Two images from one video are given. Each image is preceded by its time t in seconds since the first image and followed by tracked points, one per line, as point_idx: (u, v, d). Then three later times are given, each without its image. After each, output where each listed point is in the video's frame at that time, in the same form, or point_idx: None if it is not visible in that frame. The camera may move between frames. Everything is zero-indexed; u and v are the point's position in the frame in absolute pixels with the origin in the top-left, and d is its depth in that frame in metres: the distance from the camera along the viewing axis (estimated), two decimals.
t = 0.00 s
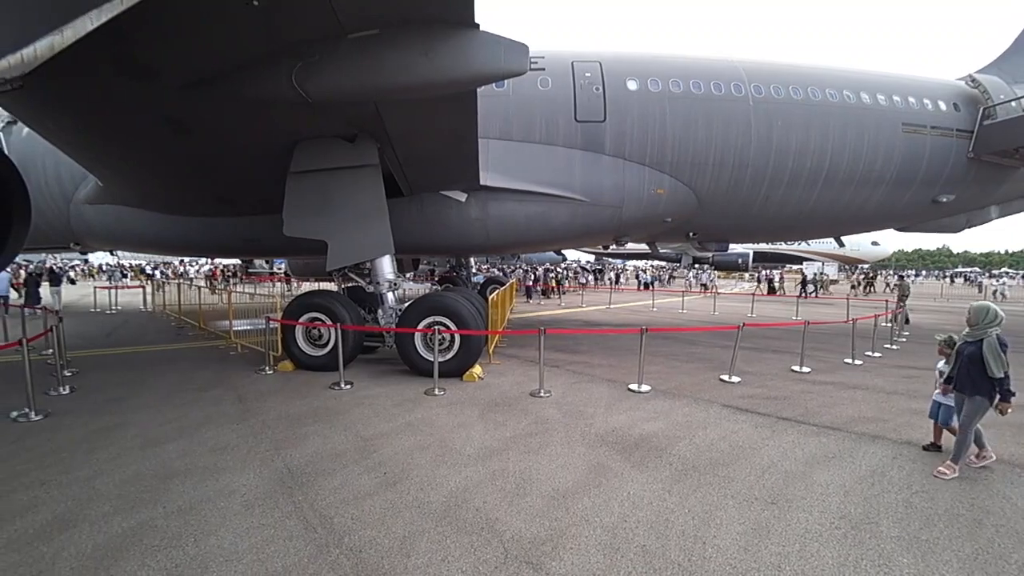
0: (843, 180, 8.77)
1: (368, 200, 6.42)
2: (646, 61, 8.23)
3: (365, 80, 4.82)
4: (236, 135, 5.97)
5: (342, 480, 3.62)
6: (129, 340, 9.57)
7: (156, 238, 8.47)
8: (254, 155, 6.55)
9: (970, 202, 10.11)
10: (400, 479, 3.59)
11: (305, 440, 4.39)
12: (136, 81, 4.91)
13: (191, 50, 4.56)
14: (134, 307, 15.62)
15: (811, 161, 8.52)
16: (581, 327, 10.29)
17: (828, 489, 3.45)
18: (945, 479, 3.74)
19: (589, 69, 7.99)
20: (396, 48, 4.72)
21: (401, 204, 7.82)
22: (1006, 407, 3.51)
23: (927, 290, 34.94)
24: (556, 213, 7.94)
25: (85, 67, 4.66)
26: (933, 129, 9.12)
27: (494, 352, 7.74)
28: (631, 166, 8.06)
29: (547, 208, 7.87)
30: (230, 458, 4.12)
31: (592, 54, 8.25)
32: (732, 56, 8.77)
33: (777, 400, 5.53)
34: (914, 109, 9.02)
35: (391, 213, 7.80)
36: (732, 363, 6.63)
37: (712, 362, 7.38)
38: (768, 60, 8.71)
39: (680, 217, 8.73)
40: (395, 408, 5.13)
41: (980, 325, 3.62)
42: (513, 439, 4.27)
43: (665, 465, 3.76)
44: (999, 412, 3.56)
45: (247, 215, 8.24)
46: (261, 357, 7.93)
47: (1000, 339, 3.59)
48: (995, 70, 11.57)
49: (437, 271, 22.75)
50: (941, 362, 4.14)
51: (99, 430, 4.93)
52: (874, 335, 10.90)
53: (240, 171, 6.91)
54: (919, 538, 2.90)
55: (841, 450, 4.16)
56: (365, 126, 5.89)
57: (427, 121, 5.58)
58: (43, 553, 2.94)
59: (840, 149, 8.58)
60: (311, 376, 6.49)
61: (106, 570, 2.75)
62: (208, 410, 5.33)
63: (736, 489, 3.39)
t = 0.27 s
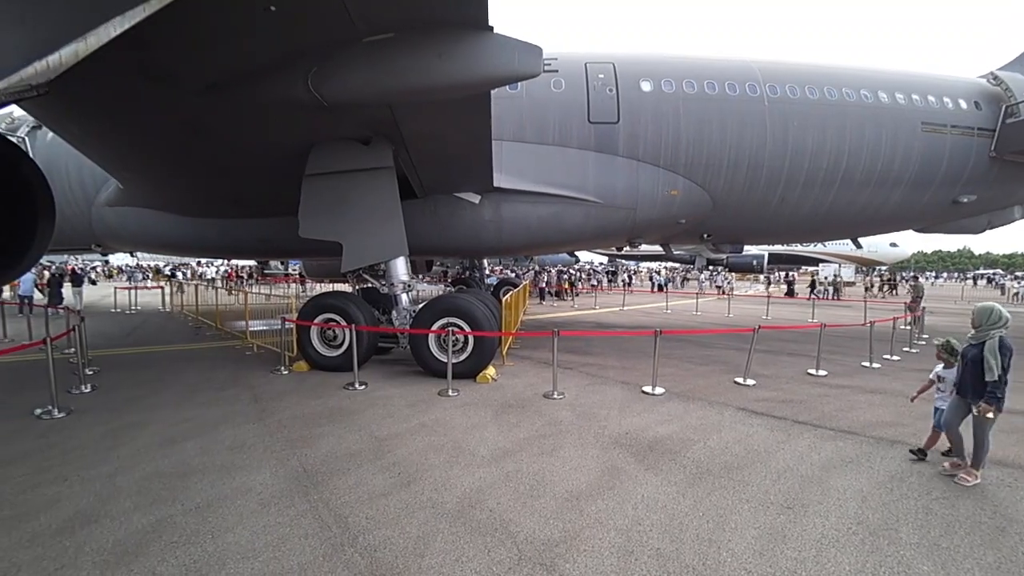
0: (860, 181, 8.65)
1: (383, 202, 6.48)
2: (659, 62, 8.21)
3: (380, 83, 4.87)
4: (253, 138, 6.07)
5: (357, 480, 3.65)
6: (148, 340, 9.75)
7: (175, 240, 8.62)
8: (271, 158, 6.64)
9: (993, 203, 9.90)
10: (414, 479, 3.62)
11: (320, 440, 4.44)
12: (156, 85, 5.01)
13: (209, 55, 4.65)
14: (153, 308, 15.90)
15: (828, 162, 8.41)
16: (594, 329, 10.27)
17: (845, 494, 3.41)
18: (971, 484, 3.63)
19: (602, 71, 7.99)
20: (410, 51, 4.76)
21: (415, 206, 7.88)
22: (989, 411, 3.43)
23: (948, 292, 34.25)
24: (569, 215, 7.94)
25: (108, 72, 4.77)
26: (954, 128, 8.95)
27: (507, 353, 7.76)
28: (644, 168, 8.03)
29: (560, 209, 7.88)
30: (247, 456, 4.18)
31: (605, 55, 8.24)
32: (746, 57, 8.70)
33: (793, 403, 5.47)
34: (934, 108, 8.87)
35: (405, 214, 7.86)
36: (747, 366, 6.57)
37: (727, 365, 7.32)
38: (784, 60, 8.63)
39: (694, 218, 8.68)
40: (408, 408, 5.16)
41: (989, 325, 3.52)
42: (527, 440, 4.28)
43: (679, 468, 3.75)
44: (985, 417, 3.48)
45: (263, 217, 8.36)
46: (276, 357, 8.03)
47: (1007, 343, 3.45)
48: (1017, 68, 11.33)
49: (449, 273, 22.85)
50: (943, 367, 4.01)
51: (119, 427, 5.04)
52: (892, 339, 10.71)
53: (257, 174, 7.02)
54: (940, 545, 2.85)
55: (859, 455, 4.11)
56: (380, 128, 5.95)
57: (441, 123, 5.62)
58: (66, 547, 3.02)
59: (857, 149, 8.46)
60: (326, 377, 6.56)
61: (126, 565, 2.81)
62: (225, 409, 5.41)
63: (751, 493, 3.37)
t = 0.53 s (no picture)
0: (878, 182, 8.52)
1: (397, 204, 6.52)
2: (673, 62, 8.18)
3: (394, 85, 4.91)
4: (270, 140, 6.15)
5: (370, 479, 3.69)
6: (166, 339, 9.92)
7: (192, 240, 8.76)
8: (287, 160, 6.73)
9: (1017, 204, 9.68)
10: (427, 479, 3.64)
11: (335, 439, 4.49)
12: (175, 88, 5.10)
13: (227, 58, 4.72)
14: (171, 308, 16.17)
15: (846, 162, 8.30)
16: (607, 330, 10.23)
17: (863, 500, 3.36)
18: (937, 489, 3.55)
19: (616, 71, 7.99)
20: (424, 53, 4.79)
21: (428, 207, 7.93)
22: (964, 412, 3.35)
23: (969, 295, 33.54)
24: (582, 216, 7.93)
25: (129, 75, 4.87)
26: (976, 128, 8.77)
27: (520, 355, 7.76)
28: (658, 169, 8.00)
29: (573, 210, 7.87)
30: (263, 454, 4.24)
31: (618, 56, 8.23)
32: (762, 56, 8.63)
33: (809, 407, 5.40)
34: (955, 107, 8.70)
35: (419, 216, 7.91)
36: (762, 369, 6.50)
37: (741, 368, 7.25)
38: (800, 60, 8.54)
39: (709, 220, 8.62)
40: (422, 409, 5.20)
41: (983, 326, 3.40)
42: (539, 442, 4.28)
43: (692, 471, 3.72)
44: (962, 419, 3.39)
45: (279, 218, 8.47)
46: (291, 357, 8.12)
47: (999, 347, 3.32)
48: None
49: (462, 274, 22.94)
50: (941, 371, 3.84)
51: (139, 424, 5.14)
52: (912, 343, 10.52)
53: (273, 176, 7.11)
54: (960, 554, 2.79)
55: (877, 460, 4.05)
56: (394, 130, 6.00)
57: (454, 124, 5.65)
58: (88, 541, 3.09)
59: (875, 149, 8.34)
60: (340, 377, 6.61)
61: (145, 560, 2.87)
62: (241, 407, 5.49)
63: (765, 498, 3.34)
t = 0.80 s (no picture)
0: (899, 181, 8.36)
1: (413, 204, 6.57)
2: (690, 61, 8.12)
3: (411, 86, 4.95)
4: (287, 141, 6.24)
5: (386, 477, 3.73)
6: (186, 337, 10.10)
7: (211, 240, 8.91)
8: (305, 161, 6.82)
9: None
10: (442, 478, 3.66)
11: (351, 437, 4.54)
12: (197, 90, 5.20)
13: (247, 60, 4.80)
14: (191, 306, 16.46)
15: (866, 162, 8.16)
16: (621, 331, 10.19)
17: (883, 506, 3.31)
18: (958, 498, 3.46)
19: (631, 71, 7.96)
20: (441, 54, 4.82)
21: (443, 207, 7.97)
22: (986, 420, 3.19)
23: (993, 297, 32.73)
24: (597, 216, 7.91)
25: (152, 77, 4.98)
26: (1003, 126, 8.55)
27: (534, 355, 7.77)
28: (674, 169, 7.95)
29: (588, 211, 7.85)
30: (281, 451, 4.31)
31: (634, 56, 8.20)
32: (780, 55, 8.53)
33: (828, 410, 5.33)
34: (981, 105, 8.50)
35: (434, 215, 7.96)
36: (779, 371, 6.43)
37: (758, 370, 7.17)
38: (819, 57, 8.42)
39: (725, 220, 8.54)
40: (436, 408, 5.23)
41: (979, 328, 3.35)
42: (554, 442, 4.28)
43: (708, 473, 3.70)
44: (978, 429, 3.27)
45: (296, 218, 8.58)
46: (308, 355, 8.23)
47: (999, 348, 3.26)
48: None
49: (475, 274, 23.01)
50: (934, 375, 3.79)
51: (159, 420, 5.25)
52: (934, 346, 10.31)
53: (291, 176, 7.21)
54: (984, 562, 2.74)
55: (898, 465, 3.98)
56: (410, 131, 6.04)
57: (470, 124, 5.68)
58: (111, 533, 3.17)
59: (897, 148, 8.18)
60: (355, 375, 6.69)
61: (167, 552, 2.94)
62: (258, 404, 5.58)
63: (782, 501, 3.30)
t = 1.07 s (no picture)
0: (920, 180, 8.20)
1: (428, 204, 6.61)
2: (706, 59, 8.06)
3: (427, 86, 4.98)
4: (304, 142, 6.31)
5: (400, 474, 3.76)
6: (204, 334, 10.27)
7: (229, 240, 9.05)
8: (321, 161, 6.89)
9: None
10: (457, 476, 3.68)
11: (366, 434, 4.58)
12: (216, 91, 5.29)
13: (266, 61, 4.87)
14: (209, 304, 16.74)
15: (886, 161, 8.01)
16: (636, 332, 10.14)
17: (902, 511, 3.26)
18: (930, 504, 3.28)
19: (646, 70, 7.92)
20: (456, 54, 4.84)
21: (458, 207, 8.00)
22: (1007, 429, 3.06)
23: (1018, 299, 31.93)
24: (612, 216, 7.87)
25: (174, 78, 5.07)
26: None
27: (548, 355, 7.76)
28: (690, 168, 7.89)
29: (603, 210, 7.83)
30: (298, 447, 4.38)
31: (649, 54, 8.16)
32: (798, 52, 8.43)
33: (847, 413, 5.26)
34: (1007, 102, 8.30)
35: (449, 215, 8.00)
36: (796, 373, 6.35)
37: (774, 372, 7.08)
38: (839, 55, 8.30)
39: (741, 220, 8.45)
40: (451, 406, 5.26)
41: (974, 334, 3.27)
42: (568, 441, 4.28)
43: (724, 475, 3.67)
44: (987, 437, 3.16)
45: (313, 217, 8.68)
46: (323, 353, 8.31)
47: (996, 352, 3.18)
48: None
49: (489, 273, 23.07)
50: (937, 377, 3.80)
51: (179, 415, 5.35)
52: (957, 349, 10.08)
53: (307, 176, 7.29)
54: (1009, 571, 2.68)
55: (920, 470, 3.91)
56: (425, 131, 6.08)
57: (485, 124, 5.70)
58: (133, 525, 3.25)
59: (919, 147, 8.02)
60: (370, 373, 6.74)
61: (187, 545, 3.00)
62: (275, 401, 5.66)
63: (800, 505, 3.27)
